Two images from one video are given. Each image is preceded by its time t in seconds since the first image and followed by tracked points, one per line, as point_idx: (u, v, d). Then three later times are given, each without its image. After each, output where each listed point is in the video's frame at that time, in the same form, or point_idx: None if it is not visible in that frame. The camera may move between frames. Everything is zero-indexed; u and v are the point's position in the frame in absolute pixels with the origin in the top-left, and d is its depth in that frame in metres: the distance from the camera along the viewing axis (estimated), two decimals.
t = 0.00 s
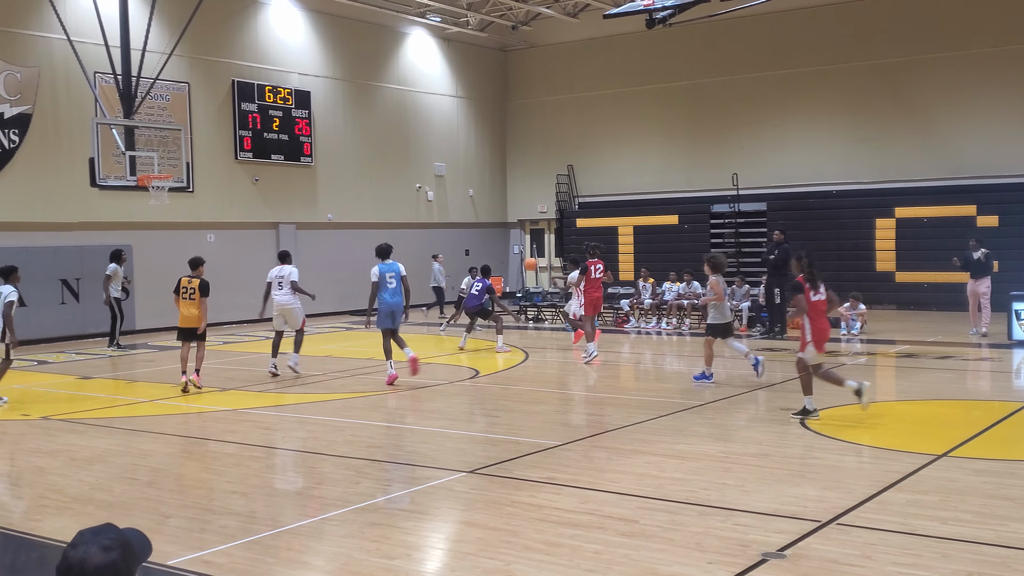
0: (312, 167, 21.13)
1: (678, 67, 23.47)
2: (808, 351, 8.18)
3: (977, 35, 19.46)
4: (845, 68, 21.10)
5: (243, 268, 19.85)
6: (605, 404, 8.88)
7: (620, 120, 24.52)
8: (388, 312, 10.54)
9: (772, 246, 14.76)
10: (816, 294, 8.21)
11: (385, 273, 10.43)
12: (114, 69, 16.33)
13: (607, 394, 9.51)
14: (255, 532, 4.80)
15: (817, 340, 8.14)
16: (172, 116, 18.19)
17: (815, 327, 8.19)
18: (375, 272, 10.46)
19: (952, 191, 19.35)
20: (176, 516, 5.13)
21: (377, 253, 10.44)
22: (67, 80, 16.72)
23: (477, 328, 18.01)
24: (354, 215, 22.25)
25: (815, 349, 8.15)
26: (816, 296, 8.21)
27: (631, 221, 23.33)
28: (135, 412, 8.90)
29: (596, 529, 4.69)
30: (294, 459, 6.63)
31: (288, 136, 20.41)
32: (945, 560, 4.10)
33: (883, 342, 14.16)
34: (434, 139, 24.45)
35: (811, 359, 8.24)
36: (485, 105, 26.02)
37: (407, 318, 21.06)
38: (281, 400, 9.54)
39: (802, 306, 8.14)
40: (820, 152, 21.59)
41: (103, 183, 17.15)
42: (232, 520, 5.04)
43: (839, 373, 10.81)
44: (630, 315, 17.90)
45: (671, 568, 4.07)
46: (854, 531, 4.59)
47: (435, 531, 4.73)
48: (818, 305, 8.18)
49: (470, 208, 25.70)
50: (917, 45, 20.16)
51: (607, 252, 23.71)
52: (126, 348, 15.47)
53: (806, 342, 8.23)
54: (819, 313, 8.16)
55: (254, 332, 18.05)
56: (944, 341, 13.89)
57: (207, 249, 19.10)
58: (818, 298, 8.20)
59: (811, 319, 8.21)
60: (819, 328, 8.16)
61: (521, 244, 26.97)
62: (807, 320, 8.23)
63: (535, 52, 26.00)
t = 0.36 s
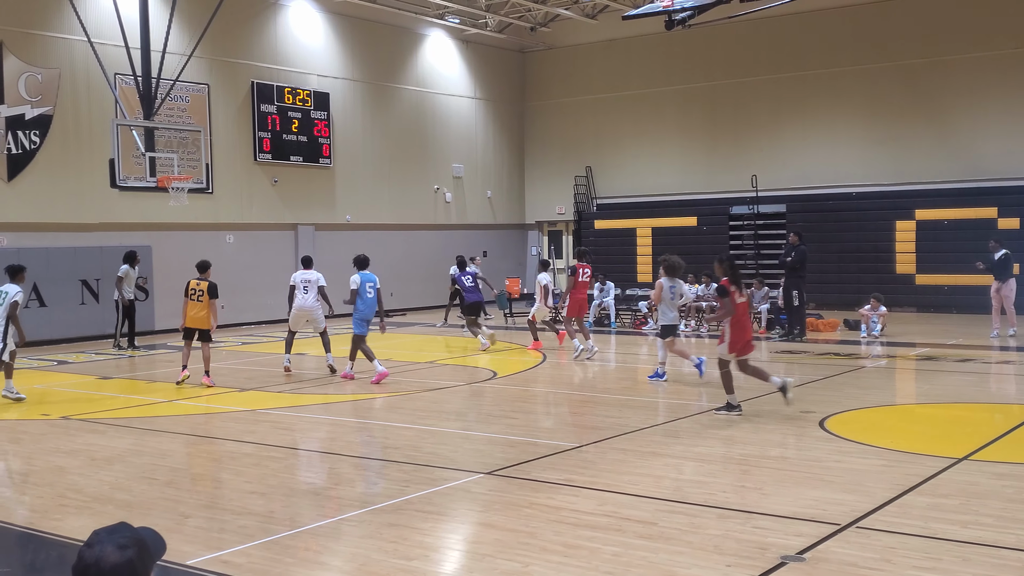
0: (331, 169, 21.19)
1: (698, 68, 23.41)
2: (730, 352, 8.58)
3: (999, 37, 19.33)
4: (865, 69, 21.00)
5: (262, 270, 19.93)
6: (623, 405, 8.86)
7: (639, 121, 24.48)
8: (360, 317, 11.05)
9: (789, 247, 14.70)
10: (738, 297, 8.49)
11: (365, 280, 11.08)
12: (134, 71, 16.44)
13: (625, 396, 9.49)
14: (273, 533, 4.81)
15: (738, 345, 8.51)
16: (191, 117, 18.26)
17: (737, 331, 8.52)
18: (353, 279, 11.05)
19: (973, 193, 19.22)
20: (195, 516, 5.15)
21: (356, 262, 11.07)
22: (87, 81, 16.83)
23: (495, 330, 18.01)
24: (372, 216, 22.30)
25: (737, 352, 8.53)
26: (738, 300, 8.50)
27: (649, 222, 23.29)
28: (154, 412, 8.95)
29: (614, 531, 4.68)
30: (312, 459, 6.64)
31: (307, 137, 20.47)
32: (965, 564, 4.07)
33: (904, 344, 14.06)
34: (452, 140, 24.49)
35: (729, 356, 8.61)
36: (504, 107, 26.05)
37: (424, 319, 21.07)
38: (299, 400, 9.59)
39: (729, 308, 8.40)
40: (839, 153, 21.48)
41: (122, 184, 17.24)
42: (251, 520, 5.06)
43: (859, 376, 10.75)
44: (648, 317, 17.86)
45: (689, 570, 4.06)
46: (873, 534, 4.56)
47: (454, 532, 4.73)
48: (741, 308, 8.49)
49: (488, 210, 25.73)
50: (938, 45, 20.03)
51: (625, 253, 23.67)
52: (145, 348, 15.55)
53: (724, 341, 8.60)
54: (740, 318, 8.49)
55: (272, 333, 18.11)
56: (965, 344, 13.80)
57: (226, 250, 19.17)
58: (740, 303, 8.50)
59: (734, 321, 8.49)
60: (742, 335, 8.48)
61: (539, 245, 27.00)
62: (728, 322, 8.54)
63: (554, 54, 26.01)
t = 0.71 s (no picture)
0: (349, 170, 21.25)
1: (717, 68, 23.33)
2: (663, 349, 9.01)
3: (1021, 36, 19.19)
4: (885, 69, 20.88)
5: (281, 270, 20.01)
6: (641, 406, 8.84)
7: (658, 121, 24.43)
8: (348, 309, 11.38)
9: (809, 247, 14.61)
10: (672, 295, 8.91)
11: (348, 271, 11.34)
12: (154, 72, 16.52)
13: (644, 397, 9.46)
14: (293, 532, 4.82)
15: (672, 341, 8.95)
16: (210, 118, 18.34)
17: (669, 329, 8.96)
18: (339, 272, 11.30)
19: (994, 193, 19.09)
20: (214, 516, 5.17)
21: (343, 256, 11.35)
22: (108, 83, 16.93)
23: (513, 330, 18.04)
24: (391, 217, 22.34)
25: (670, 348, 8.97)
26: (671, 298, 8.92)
27: (668, 223, 23.24)
28: (174, 412, 8.97)
29: (633, 532, 4.67)
30: (331, 459, 6.65)
31: (325, 138, 20.52)
32: (988, 567, 4.04)
33: (924, 345, 13.96)
34: (470, 141, 24.50)
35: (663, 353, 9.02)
36: (522, 107, 26.04)
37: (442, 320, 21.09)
38: (317, 400, 9.61)
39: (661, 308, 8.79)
40: (859, 153, 21.38)
41: (142, 185, 17.35)
42: (270, 520, 5.07)
43: (879, 377, 10.69)
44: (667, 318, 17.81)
45: (709, 572, 4.04)
46: (895, 536, 4.53)
47: (472, 532, 4.73)
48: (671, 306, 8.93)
49: (506, 210, 25.74)
50: (960, 45, 19.91)
51: (643, 254, 23.62)
52: (165, 348, 15.61)
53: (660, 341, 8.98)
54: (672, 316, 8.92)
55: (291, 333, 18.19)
56: (987, 345, 13.69)
57: (245, 251, 19.25)
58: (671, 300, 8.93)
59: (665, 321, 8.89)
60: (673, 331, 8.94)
61: (557, 245, 27.00)
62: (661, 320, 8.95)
63: (572, 54, 25.99)
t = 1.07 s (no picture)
0: (363, 170, 21.28)
1: (731, 67, 23.29)
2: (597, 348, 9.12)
3: None
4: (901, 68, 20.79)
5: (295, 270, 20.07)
6: (654, 407, 8.83)
7: (671, 121, 24.38)
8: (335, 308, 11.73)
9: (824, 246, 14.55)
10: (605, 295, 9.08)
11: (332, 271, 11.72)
12: (169, 73, 16.58)
13: (656, 397, 9.44)
14: (307, 532, 4.83)
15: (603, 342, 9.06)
16: (224, 118, 18.40)
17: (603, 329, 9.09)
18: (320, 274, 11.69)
19: (1010, 193, 18.99)
20: (228, 515, 5.19)
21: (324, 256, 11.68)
22: (123, 83, 17.01)
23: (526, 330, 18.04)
24: (404, 216, 22.37)
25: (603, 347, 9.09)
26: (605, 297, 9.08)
27: (681, 223, 23.19)
28: (188, 412, 8.98)
29: (647, 533, 4.66)
30: (344, 459, 6.67)
31: (339, 138, 20.55)
32: (1003, 568, 4.02)
33: (939, 346, 13.89)
34: (484, 141, 24.51)
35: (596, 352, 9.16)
36: (535, 107, 26.04)
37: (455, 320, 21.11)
38: (330, 400, 9.62)
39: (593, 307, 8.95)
40: (874, 153, 21.30)
41: (157, 185, 17.42)
42: (284, 520, 5.09)
43: (893, 377, 10.65)
44: (680, 318, 17.79)
45: (722, 573, 4.03)
46: (910, 537, 4.51)
47: (485, 532, 4.73)
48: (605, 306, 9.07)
49: (520, 210, 25.74)
50: (976, 44, 19.81)
51: (657, 253, 23.59)
52: (179, 348, 15.67)
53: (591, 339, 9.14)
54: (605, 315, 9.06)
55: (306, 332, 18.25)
56: (1002, 346, 13.64)
57: (259, 251, 19.30)
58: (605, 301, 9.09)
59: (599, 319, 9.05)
60: (606, 331, 9.06)
61: (570, 245, 26.99)
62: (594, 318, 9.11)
63: (586, 54, 25.96)
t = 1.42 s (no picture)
0: (373, 170, 21.31)
1: (741, 67, 23.26)
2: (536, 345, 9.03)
3: None
4: (911, 68, 20.74)
5: (305, 270, 20.11)
6: (664, 407, 8.82)
7: (681, 120, 24.35)
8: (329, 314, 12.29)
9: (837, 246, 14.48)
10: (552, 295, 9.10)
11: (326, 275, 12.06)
12: (179, 74, 16.63)
13: (667, 397, 9.43)
14: (317, 532, 4.84)
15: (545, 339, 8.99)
16: (235, 119, 18.44)
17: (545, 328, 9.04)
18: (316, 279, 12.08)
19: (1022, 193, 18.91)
20: (239, 515, 5.20)
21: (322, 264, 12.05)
22: (133, 84, 17.07)
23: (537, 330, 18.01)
24: (414, 217, 22.40)
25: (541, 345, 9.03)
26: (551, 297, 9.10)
27: (691, 223, 23.16)
28: (198, 412, 9.01)
29: (657, 533, 4.66)
30: (354, 458, 6.68)
31: (349, 139, 20.59)
32: (1014, 568, 4.01)
33: (950, 346, 13.86)
34: (493, 141, 24.52)
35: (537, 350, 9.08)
36: (545, 107, 26.03)
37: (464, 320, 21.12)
38: (341, 400, 9.64)
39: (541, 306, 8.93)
40: (884, 153, 21.24)
41: (167, 186, 17.46)
42: (295, 519, 5.10)
43: (904, 377, 10.62)
44: (690, 318, 17.76)
45: (732, 573, 4.03)
46: (920, 537, 4.50)
47: (495, 532, 4.74)
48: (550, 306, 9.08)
49: (529, 210, 25.75)
50: (987, 42, 19.74)
51: (666, 253, 23.56)
52: (189, 348, 15.71)
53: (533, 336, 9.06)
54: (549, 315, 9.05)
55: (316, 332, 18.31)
56: (1014, 345, 13.59)
57: (269, 251, 19.34)
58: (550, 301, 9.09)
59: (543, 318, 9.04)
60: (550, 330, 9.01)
61: (580, 245, 26.98)
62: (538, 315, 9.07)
63: (595, 54, 25.95)
